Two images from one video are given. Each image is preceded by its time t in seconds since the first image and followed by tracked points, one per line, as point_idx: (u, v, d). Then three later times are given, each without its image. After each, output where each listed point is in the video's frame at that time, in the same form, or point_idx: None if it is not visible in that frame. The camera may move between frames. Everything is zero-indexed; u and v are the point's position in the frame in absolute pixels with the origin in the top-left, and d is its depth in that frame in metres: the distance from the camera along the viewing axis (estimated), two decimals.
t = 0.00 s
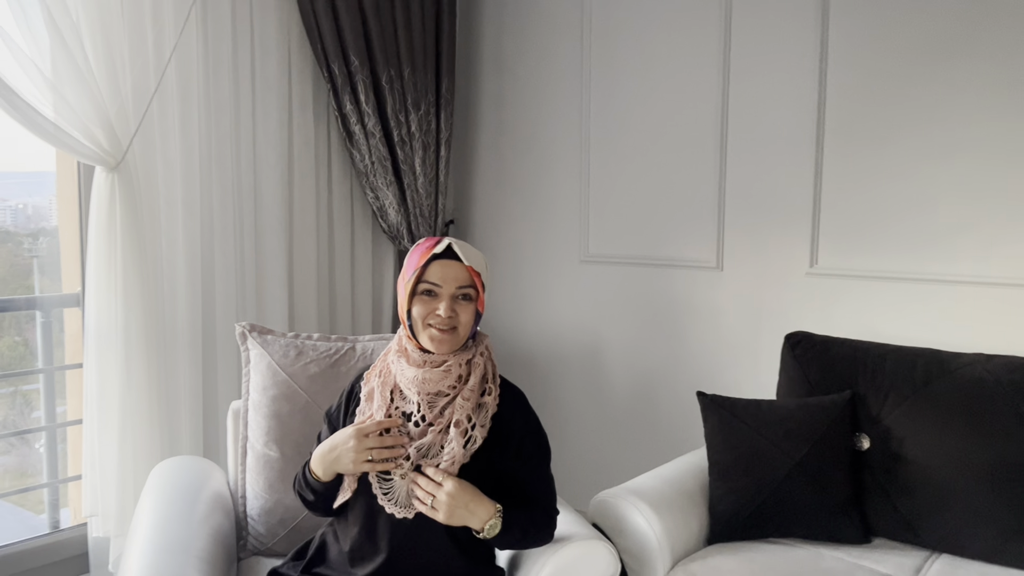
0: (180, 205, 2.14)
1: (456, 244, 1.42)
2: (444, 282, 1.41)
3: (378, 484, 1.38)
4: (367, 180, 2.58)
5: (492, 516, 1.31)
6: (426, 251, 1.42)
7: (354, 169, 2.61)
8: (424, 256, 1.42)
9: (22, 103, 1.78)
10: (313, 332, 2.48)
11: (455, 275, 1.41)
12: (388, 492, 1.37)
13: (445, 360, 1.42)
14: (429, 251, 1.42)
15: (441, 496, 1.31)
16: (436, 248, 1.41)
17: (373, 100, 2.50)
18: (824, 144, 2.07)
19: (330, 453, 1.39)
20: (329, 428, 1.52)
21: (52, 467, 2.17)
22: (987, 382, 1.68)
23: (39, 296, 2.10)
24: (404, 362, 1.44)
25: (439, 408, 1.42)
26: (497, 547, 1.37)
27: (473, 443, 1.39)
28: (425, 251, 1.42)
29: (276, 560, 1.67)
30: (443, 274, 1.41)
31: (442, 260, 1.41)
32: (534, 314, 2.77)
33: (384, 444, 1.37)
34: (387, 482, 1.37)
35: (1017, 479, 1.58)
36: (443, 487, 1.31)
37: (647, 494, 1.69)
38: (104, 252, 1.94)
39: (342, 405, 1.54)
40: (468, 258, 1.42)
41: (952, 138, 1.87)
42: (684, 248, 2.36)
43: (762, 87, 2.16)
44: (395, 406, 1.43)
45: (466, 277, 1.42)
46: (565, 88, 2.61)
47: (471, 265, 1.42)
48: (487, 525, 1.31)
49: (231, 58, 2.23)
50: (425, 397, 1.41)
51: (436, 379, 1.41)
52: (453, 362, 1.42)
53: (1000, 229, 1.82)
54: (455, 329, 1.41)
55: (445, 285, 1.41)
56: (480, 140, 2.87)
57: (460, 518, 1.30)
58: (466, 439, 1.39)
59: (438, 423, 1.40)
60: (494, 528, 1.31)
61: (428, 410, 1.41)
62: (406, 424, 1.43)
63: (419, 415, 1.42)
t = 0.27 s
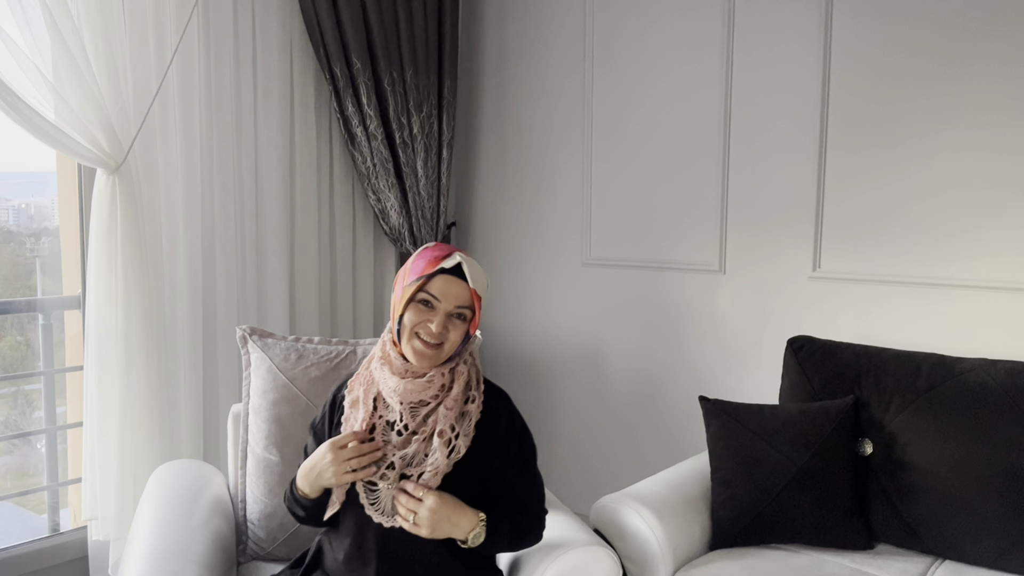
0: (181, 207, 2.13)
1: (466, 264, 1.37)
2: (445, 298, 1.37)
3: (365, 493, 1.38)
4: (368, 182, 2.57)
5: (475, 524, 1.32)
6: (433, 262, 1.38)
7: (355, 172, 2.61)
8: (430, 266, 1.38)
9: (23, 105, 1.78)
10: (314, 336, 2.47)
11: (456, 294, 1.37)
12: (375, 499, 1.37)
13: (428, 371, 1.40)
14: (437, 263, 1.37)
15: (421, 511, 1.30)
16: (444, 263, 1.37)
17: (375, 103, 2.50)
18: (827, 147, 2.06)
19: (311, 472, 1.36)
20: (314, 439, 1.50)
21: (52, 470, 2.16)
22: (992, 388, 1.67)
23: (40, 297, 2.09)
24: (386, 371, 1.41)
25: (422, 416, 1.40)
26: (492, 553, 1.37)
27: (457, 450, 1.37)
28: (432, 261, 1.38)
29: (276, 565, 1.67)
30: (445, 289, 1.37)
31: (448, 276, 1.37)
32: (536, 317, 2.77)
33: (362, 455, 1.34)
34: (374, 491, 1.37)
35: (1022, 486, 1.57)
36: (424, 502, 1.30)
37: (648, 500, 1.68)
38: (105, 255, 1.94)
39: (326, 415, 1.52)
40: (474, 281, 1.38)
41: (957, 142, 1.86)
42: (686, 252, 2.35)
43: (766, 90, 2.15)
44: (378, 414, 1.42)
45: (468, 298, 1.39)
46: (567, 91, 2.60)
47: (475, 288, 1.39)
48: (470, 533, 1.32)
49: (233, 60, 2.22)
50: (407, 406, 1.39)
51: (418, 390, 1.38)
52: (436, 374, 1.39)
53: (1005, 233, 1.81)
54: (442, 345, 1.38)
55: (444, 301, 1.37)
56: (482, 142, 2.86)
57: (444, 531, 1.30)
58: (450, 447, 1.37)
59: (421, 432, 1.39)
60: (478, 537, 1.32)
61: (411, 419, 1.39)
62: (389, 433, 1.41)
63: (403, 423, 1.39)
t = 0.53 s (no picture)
0: (184, 204, 2.13)
1: (452, 264, 1.36)
2: (429, 298, 1.35)
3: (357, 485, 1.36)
4: (371, 180, 2.57)
5: (465, 522, 1.33)
6: (419, 261, 1.36)
7: (358, 170, 2.60)
8: (416, 265, 1.36)
9: (26, 102, 1.78)
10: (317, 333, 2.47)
11: (442, 294, 1.36)
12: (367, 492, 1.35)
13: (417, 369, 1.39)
14: (423, 261, 1.36)
15: (408, 509, 1.31)
16: (430, 262, 1.35)
17: (378, 101, 2.50)
18: (831, 145, 2.05)
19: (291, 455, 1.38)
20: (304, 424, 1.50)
21: (54, 467, 2.16)
22: (995, 386, 1.66)
23: (42, 294, 2.09)
24: (377, 366, 1.39)
25: (413, 412, 1.40)
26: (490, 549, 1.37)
27: (449, 447, 1.37)
28: (418, 260, 1.36)
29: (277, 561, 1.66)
30: (430, 289, 1.35)
31: (433, 275, 1.36)
32: (538, 316, 2.76)
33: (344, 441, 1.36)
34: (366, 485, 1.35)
35: None
36: (413, 501, 1.31)
37: (650, 497, 1.68)
38: (108, 251, 1.94)
39: (320, 394, 1.52)
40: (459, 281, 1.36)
41: (961, 140, 1.86)
42: (689, 250, 2.35)
43: (769, 88, 2.15)
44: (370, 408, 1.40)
45: (454, 298, 1.37)
46: (570, 89, 2.59)
47: (461, 288, 1.37)
48: (459, 531, 1.33)
49: (236, 57, 2.22)
50: (399, 401, 1.38)
51: (409, 386, 1.37)
52: (426, 371, 1.39)
53: (1009, 231, 1.80)
54: (429, 345, 1.37)
55: (428, 301, 1.35)
56: (485, 140, 2.86)
57: (434, 530, 1.31)
58: (441, 444, 1.37)
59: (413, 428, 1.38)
60: (468, 534, 1.33)
61: (403, 414, 1.39)
62: (381, 427, 1.40)
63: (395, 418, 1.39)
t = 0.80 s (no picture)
0: (194, 199, 2.15)
1: (437, 254, 1.36)
2: (419, 290, 1.36)
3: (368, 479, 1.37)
4: (379, 176, 2.58)
5: (476, 510, 1.33)
6: (404, 255, 1.37)
7: (367, 166, 2.62)
8: (402, 259, 1.37)
9: (39, 97, 1.79)
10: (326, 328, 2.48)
11: (430, 284, 1.37)
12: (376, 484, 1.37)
13: (416, 362, 1.40)
14: (408, 255, 1.37)
15: (419, 504, 1.31)
16: (415, 255, 1.36)
17: (387, 97, 2.51)
18: (839, 142, 2.06)
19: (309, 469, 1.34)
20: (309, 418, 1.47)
21: (63, 461, 2.18)
22: (1003, 382, 1.66)
23: (52, 289, 2.11)
24: (378, 361, 1.41)
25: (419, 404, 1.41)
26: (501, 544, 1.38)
27: (455, 434, 1.38)
28: (404, 254, 1.37)
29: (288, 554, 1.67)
30: (418, 281, 1.36)
31: (420, 267, 1.37)
32: (545, 312, 2.77)
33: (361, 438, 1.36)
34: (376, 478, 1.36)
35: None
36: (423, 496, 1.31)
37: (658, 491, 1.68)
38: (119, 245, 1.95)
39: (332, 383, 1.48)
40: (446, 270, 1.36)
41: (969, 136, 1.86)
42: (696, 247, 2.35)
43: (777, 85, 2.15)
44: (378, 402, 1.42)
45: (443, 287, 1.38)
46: (578, 86, 2.60)
47: (449, 276, 1.37)
48: (472, 519, 1.33)
49: (245, 54, 2.23)
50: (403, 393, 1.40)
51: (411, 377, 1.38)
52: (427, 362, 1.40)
53: (1018, 228, 1.81)
54: (424, 337, 1.38)
55: (418, 293, 1.37)
56: (493, 137, 2.87)
57: (447, 521, 1.31)
58: (446, 432, 1.37)
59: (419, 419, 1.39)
60: (480, 521, 1.33)
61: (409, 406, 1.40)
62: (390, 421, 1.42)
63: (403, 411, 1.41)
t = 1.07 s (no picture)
0: (201, 200, 2.16)
1: (444, 258, 1.37)
2: (428, 295, 1.37)
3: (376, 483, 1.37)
4: (385, 177, 2.59)
5: (486, 520, 1.34)
6: (412, 260, 1.38)
7: (372, 167, 2.63)
8: (409, 265, 1.38)
9: (48, 98, 1.81)
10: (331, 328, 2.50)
11: (439, 289, 1.38)
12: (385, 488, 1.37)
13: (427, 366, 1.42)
14: (416, 260, 1.38)
15: (433, 522, 1.31)
16: (422, 260, 1.37)
17: (393, 99, 2.52)
18: (843, 145, 2.07)
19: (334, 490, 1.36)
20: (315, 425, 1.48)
21: (69, 460, 2.19)
22: (1006, 385, 1.67)
23: (58, 289, 2.12)
24: (387, 366, 1.42)
25: (427, 407, 1.42)
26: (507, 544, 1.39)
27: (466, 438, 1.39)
28: (411, 259, 1.38)
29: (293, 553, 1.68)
30: (427, 286, 1.37)
31: (428, 272, 1.37)
32: (549, 313, 2.78)
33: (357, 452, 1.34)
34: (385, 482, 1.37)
35: None
36: (435, 513, 1.31)
37: (662, 492, 1.69)
38: (126, 245, 1.96)
39: (332, 395, 1.50)
40: (454, 274, 1.37)
41: (973, 140, 1.87)
42: (700, 249, 2.36)
43: (781, 87, 2.16)
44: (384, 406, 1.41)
45: (451, 291, 1.39)
46: (582, 88, 2.61)
47: (457, 280, 1.38)
48: (483, 530, 1.34)
49: (253, 56, 2.25)
50: (412, 398, 1.41)
51: (421, 383, 1.40)
52: (437, 367, 1.41)
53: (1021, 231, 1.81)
54: (435, 341, 1.40)
55: (428, 298, 1.37)
56: (498, 138, 2.88)
57: (461, 534, 1.32)
58: (456, 436, 1.39)
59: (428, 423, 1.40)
60: (492, 530, 1.34)
61: (417, 411, 1.41)
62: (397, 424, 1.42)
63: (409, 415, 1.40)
